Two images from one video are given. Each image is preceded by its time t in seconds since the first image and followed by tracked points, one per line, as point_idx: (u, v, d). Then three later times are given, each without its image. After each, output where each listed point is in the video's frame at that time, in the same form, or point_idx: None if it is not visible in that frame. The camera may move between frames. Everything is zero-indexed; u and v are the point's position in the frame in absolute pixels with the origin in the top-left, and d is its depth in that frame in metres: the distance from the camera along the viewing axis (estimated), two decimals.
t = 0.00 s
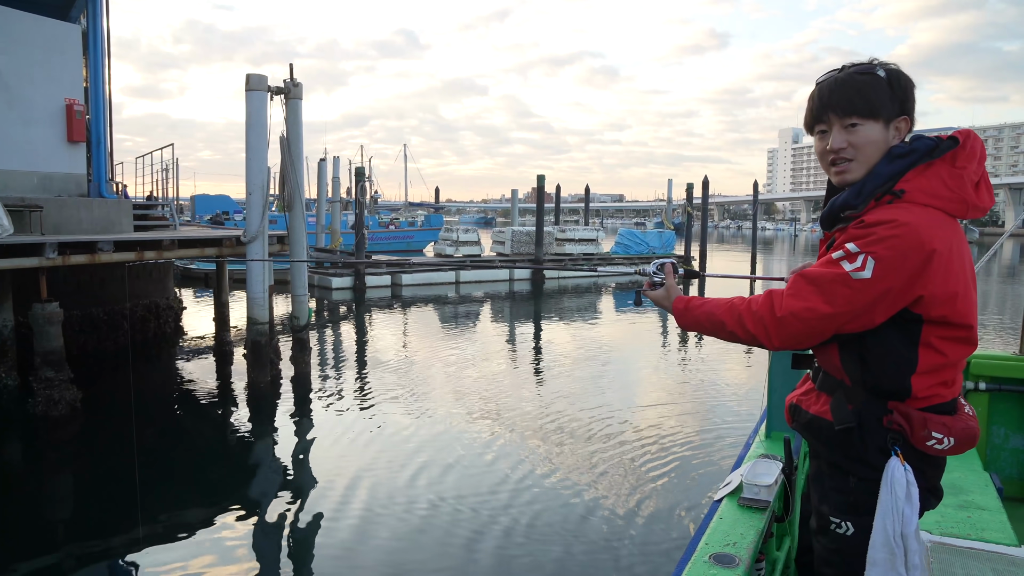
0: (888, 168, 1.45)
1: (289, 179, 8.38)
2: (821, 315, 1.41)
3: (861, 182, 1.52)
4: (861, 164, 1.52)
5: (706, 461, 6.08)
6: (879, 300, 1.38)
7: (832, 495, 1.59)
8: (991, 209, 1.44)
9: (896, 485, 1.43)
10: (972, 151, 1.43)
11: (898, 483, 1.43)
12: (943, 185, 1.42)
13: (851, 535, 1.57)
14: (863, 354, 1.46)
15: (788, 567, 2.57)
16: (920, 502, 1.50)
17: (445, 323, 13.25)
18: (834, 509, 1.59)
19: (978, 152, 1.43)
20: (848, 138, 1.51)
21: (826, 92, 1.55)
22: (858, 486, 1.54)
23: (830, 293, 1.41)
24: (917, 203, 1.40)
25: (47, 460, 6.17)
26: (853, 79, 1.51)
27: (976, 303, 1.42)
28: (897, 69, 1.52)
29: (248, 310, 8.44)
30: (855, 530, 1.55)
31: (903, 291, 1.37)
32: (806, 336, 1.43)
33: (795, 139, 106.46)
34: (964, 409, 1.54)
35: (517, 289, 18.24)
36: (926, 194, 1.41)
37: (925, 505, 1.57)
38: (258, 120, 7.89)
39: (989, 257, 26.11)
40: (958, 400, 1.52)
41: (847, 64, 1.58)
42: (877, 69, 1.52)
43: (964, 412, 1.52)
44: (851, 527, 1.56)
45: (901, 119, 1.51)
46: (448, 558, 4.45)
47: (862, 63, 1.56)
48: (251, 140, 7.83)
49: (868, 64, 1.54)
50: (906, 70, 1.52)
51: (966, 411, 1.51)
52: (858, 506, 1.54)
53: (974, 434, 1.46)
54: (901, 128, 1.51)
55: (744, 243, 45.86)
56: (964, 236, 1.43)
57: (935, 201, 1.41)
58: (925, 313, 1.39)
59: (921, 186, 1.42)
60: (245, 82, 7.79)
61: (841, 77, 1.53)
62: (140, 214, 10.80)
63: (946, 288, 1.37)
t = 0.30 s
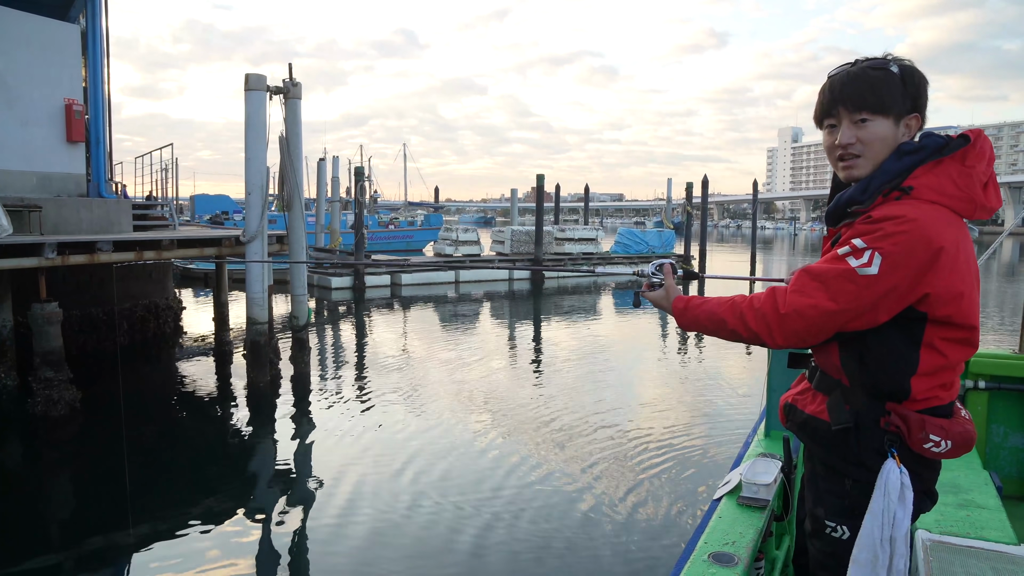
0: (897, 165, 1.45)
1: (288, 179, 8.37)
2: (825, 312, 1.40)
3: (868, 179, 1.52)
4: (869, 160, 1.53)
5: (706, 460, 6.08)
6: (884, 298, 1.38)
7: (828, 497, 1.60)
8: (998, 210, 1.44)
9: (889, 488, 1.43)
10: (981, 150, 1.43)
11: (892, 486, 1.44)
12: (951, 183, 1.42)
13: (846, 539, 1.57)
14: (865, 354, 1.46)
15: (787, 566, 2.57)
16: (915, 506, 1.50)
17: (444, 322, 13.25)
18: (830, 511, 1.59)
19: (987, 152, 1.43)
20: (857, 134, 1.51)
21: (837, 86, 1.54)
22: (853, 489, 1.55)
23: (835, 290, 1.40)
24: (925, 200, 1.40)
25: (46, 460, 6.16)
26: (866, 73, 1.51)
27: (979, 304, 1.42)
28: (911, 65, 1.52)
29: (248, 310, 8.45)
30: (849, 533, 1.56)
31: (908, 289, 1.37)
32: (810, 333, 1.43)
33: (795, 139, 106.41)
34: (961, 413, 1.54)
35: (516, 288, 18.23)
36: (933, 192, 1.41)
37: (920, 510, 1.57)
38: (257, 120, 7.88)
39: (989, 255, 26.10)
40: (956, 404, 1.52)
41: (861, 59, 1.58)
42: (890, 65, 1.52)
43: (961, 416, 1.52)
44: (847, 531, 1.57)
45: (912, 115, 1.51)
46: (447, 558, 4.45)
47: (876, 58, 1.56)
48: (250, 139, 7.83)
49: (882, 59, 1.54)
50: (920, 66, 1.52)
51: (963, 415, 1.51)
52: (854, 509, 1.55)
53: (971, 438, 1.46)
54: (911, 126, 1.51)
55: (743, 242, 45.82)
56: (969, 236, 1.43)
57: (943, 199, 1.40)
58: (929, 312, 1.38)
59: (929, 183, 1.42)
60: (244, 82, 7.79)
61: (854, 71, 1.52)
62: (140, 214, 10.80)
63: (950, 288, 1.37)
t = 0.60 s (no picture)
0: (899, 163, 1.46)
1: (288, 179, 8.38)
2: (828, 312, 1.41)
3: (870, 178, 1.52)
4: (871, 159, 1.53)
5: (706, 459, 6.09)
6: (888, 297, 1.38)
7: (827, 499, 1.60)
8: (1000, 209, 1.45)
9: (892, 489, 1.43)
10: (984, 150, 1.43)
11: (894, 487, 1.43)
12: (954, 182, 1.42)
13: (847, 541, 1.57)
14: (866, 354, 1.47)
15: (786, 566, 2.58)
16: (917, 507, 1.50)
17: (444, 322, 13.26)
18: (829, 513, 1.60)
19: (990, 151, 1.43)
20: (859, 134, 1.52)
21: (838, 85, 1.55)
22: (854, 490, 1.55)
23: (838, 289, 1.41)
24: (929, 199, 1.41)
25: (45, 461, 6.16)
26: (866, 72, 1.51)
27: (982, 304, 1.43)
28: (911, 64, 1.52)
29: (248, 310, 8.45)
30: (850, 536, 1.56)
31: (911, 288, 1.37)
32: (811, 333, 1.43)
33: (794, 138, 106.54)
34: (961, 414, 1.54)
35: (516, 288, 18.24)
36: (937, 190, 1.41)
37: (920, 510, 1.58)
38: (256, 120, 7.89)
39: (989, 254, 26.13)
40: (956, 404, 1.52)
41: (860, 57, 1.58)
42: (890, 63, 1.52)
43: (961, 417, 1.52)
44: (847, 532, 1.57)
45: (913, 114, 1.51)
46: (449, 558, 4.46)
47: (875, 56, 1.56)
48: (250, 139, 7.84)
49: (881, 57, 1.54)
50: (920, 64, 1.52)
51: (964, 416, 1.51)
52: (854, 512, 1.55)
53: (971, 439, 1.46)
54: (913, 124, 1.52)
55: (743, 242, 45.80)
56: (972, 235, 1.44)
57: (947, 198, 1.41)
58: (932, 311, 1.39)
59: (933, 182, 1.42)
60: (243, 82, 7.79)
61: (854, 71, 1.53)
62: (140, 214, 10.79)
63: (954, 287, 1.37)
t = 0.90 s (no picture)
0: (904, 167, 1.47)
1: (290, 180, 8.40)
2: (834, 316, 1.42)
3: (875, 181, 1.54)
4: (876, 162, 1.55)
5: (707, 460, 6.09)
6: (893, 301, 1.39)
7: (829, 500, 1.61)
8: (1004, 214, 1.46)
9: (895, 490, 1.44)
10: (991, 153, 1.44)
11: (897, 488, 1.45)
12: (960, 186, 1.43)
13: (848, 542, 1.59)
14: (869, 357, 1.48)
15: (788, 567, 2.59)
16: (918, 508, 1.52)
17: (446, 323, 13.28)
18: (831, 515, 1.61)
19: (996, 154, 1.44)
20: (863, 137, 1.53)
21: (842, 88, 1.56)
22: (856, 491, 1.56)
23: (843, 293, 1.42)
24: (935, 203, 1.42)
25: (49, 460, 6.19)
26: (870, 75, 1.53)
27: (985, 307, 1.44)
28: (916, 65, 1.53)
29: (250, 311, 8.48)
30: (852, 537, 1.57)
31: (916, 293, 1.39)
32: (816, 337, 1.45)
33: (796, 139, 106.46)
34: (962, 415, 1.55)
35: (517, 289, 18.25)
36: (943, 194, 1.42)
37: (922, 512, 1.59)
38: (258, 122, 7.91)
39: (990, 256, 26.13)
40: (958, 406, 1.54)
41: (864, 59, 1.60)
42: (894, 65, 1.54)
43: (963, 419, 1.53)
44: (849, 533, 1.58)
45: (918, 116, 1.52)
46: (450, 558, 4.47)
47: (879, 58, 1.58)
48: (252, 141, 7.86)
49: (886, 59, 1.55)
50: (924, 66, 1.54)
51: (965, 417, 1.53)
52: (856, 513, 1.57)
53: (973, 440, 1.48)
54: (918, 126, 1.53)
55: (745, 243, 45.77)
56: (977, 238, 1.45)
57: (953, 202, 1.42)
58: (937, 315, 1.40)
59: (938, 185, 1.44)
60: (246, 83, 7.81)
61: (857, 74, 1.54)
62: (142, 215, 10.82)
63: (959, 291, 1.38)
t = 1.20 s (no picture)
0: (909, 169, 1.46)
1: (290, 181, 8.39)
2: (838, 318, 1.41)
3: (878, 183, 1.53)
4: (879, 163, 1.54)
5: (708, 460, 6.08)
6: (898, 304, 1.38)
7: (831, 499, 1.60)
8: (1009, 216, 1.45)
9: (897, 489, 1.43)
10: (995, 155, 1.43)
11: (899, 488, 1.44)
12: (965, 188, 1.42)
13: (850, 540, 1.57)
14: (873, 358, 1.47)
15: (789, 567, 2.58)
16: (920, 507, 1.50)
17: (447, 324, 13.28)
18: (833, 513, 1.60)
19: (1000, 157, 1.43)
20: (867, 139, 1.52)
21: (845, 89, 1.55)
22: (858, 491, 1.55)
23: (849, 295, 1.40)
24: (940, 205, 1.40)
25: (49, 461, 6.19)
26: (873, 77, 1.51)
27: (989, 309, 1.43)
28: (919, 67, 1.52)
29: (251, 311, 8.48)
30: (855, 535, 1.56)
31: (921, 295, 1.38)
32: (820, 339, 1.43)
33: (797, 140, 106.36)
34: (964, 415, 1.54)
35: (519, 290, 18.25)
36: (948, 197, 1.41)
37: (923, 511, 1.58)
38: (259, 122, 7.91)
39: (992, 257, 26.11)
40: (960, 407, 1.53)
41: (867, 60, 1.58)
42: (897, 67, 1.52)
43: (964, 419, 1.52)
44: (851, 532, 1.57)
45: (921, 118, 1.51)
46: (450, 558, 4.46)
47: (882, 60, 1.56)
48: (253, 141, 7.85)
49: (889, 61, 1.54)
50: (927, 67, 1.52)
51: (966, 418, 1.52)
52: (858, 512, 1.55)
53: (975, 441, 1.47)
54: (920, 128, 1.52)
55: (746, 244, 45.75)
56: (981, 240, 1.44)
57: (958, 204, 1.41)
58: (941, 317, 1.39)
59: (943, 187, 1.42)
60: (247, 84, 7.80)
61: (860, 76, 1.53)
62: (143, 216, 10.82)
63: (963, 293, 1.37)
